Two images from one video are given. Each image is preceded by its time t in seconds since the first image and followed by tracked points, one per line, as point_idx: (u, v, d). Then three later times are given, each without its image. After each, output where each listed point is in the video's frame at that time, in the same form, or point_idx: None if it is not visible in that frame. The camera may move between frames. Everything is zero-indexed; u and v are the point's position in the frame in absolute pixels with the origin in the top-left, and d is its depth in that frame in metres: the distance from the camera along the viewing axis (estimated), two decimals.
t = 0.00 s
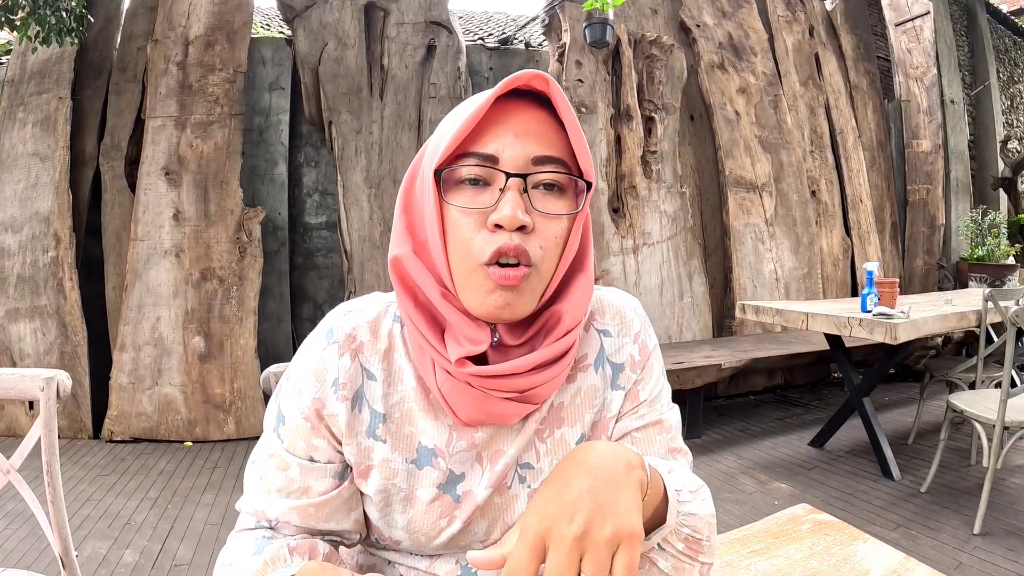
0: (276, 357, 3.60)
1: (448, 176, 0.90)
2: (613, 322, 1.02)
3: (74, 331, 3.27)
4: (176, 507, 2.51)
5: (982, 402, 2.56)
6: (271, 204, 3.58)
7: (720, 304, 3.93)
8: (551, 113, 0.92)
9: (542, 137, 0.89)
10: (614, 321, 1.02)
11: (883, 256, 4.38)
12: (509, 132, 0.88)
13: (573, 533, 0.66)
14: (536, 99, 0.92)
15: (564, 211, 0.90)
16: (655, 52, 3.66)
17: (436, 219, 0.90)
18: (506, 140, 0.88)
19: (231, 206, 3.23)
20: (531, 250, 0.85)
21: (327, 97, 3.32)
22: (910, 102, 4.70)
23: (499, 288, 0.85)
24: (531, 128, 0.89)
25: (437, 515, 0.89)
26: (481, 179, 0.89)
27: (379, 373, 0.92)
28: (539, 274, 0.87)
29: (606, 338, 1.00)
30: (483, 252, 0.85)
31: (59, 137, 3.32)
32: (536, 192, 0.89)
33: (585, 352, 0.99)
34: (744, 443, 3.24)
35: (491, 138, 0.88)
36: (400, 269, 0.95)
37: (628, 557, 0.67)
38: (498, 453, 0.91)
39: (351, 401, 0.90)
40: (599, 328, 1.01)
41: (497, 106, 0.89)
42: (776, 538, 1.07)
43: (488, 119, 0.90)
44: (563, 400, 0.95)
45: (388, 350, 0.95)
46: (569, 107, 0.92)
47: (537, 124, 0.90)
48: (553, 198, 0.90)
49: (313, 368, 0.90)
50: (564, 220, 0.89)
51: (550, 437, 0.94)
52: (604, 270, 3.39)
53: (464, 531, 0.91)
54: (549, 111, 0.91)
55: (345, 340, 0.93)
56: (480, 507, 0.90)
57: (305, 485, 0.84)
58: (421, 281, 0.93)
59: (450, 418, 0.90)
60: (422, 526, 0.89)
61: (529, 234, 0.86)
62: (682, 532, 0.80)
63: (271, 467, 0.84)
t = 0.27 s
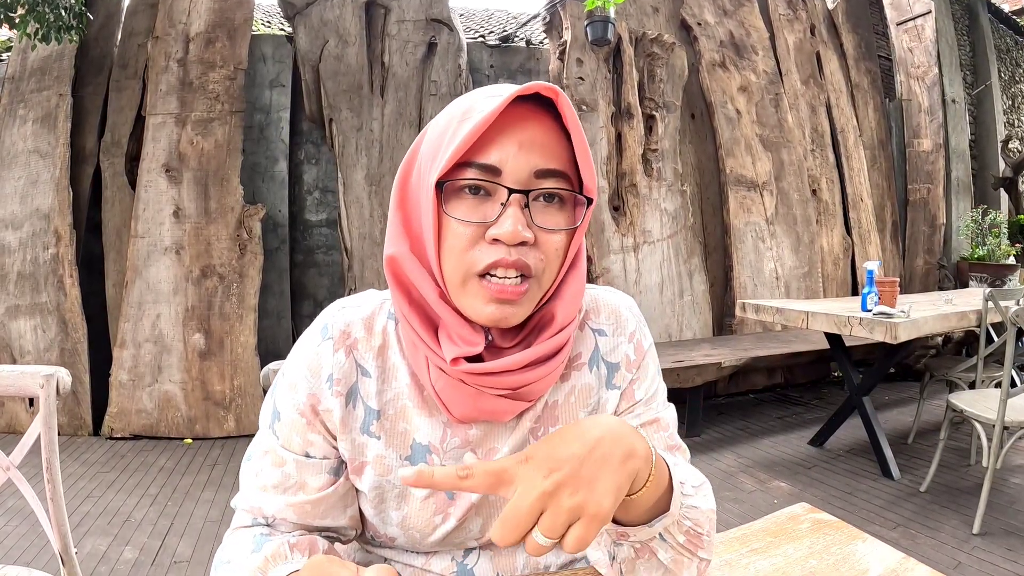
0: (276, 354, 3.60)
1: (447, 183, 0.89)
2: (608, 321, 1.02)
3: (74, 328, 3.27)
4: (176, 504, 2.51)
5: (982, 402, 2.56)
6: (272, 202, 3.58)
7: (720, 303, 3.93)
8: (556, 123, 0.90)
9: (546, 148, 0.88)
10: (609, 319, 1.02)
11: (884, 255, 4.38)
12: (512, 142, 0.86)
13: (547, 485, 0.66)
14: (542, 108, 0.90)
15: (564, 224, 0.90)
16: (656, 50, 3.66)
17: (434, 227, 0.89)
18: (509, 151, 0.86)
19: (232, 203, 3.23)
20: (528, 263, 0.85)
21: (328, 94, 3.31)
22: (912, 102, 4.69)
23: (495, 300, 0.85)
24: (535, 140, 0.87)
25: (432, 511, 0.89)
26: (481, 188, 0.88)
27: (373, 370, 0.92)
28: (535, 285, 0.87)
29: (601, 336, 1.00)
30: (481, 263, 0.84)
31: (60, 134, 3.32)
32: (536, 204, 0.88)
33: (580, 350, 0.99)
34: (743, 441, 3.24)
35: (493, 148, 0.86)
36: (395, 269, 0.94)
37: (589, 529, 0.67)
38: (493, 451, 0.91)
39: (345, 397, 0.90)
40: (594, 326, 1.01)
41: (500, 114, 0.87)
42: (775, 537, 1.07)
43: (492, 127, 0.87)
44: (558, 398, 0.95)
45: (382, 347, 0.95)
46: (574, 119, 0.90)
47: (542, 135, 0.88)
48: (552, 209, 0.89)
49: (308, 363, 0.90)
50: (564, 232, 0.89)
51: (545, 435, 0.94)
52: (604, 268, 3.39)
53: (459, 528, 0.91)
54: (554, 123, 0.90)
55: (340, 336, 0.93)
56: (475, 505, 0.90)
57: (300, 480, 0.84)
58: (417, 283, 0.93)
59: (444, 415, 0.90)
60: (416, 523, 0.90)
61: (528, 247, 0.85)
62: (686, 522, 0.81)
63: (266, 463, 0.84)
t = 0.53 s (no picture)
0: (277, 352, 3.60)
1: (443, 183, 0.88)
2: (611, 320, 1.02)
3: (74, 325, 3.27)
4: (177, 502, 2.51)
5: (982, 401, 2.56)
6: (272, 199, 3.58)
7: (721, 301, 3.93)
8: (550, 117, 0.89)
9: (542, 143, 0.87)
10: (612, 319, 1.02)
11: (884, 255, 4.38)
12: (506, 137, 0.86)
13: (672, 473, 0.66)
14: (535, 102, 0.89)
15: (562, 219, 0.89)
16: (657, 49, 3.65)
17: (431, 226, 0.88)
18: (503, 146, 0.85)
19: (232, 201, 3.23)
20: (528, 259, 0.84)
21: (329, 92, 3.31)
22: (912, 101, 4.69)
23: (495, 297, 0.85)
24: (530, 134, 0.87)
25: (434, 510, 0.90)
26: (477, 186, 0.87)
27: (375, 369, 0.92)
28: (534, 280, 0.86)
29: (603, 336, 1.00)
30: (480, 261, 0.84)
31: (60, 131, 3.32)
32: (533, 200, 0.88)
33: (583, 349, 0.99)
34: (744, 440, 3.24)
35: (488, 144, 0.86)
36: (396, 268, 0.94)
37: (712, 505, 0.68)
38: (495, 450, 0.91)
39: (347, 396, 0.89)
40: (597, 326, 1.01)
41: (493, 111, 0.87)
42: (777, 535, 1.07)
43: (485, 124, 0.87)
44: (560, 397, 0.95)
45: (384, 346, 0.94)
46: (568, 112, 0.90)
47: (537, 130, 0.87)
48: (550, 205, 0.89)
49: (309, 363, 0.90)
50: (563, 227, 0.88)
51: (547, 434, 0.94)
52: (605, 266, 3.39)
53: (461, 527, 0.91)
54: (548, 117, 0.89)
55: (342, 335, 0.93)
56: (478, 504, 0.90)
57: (302, 479, 0.84)
58: (417, 282, 0.93)
59: (446, 414, 0.90)
60: (418, 521, 0.90)
61: (526, 243, 0.85)
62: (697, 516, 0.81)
63: (268, 462, 0.84)
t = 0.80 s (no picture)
0: (278, 350, 3.60)
1: (444, 190, 0.88)
2: (615, 318, 1.02)
3: (75, 323, 3.27)
4: (178, 499, 2.52)
5: (983, 400, 2.56)
6: (274, 197, 3.58)
7: (721, 300, 3.94)
8: (550, 119, 0.88)
9: (542, 146, 0.86)
10: (616, 316, 1.02)
11: (885, 254, 4.38)
12: (505, 142, 0.85)
13: (634, 465, 0.65)
14: (535, 104, 0.88)
15: (564, 223, 0.88)
16: (659, 47, 3.65)
17: (432, 231, 0.88)
18: (502, 151, 0.85)
19: (234, 198, 3.23)
20: (528, 265, 0.84)
21: (330, 90, 3.31)
22: (913, 100, 4.69)
23: (496, 303, 0.85)
24: (530, 138, 0.86)
25: (439, 507, 0.90)
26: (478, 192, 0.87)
27: (380, 366, 0.92)
28: (536, 285, 0.86)
29: (608, 333, 1.00)
30: (481, 268, 0.84)
31: (61, 129, 3.32)
32: (534, 204, 0.87)
33: (587, 347, 0.99)
34: (744, 439, 3.25)
35: (486, 150, 0.85)
36: (400, 269, 0.94)
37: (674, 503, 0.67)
38: (500, 447, 0.91)
39: (353, 393, 0.89)
40: (602, 323, 1.01)
41: (491, 115, 0.86)
42: (779, 533, 1.06)
43: (484, 129, 0.86)
44: (564, 394, 0.95)
45: (388, 343, 0.94)
46: (569, 114, 0.88)
47: (537, 133, 0.86)
48: (551, 209, 0.88)
49: (315, 359, 0.90)
50: (564, 231, 0.88)
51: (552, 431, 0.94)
52: (605, 264, 3.39)
53: (465, 523, 0.92)
54: (548, 119, 0.88)
55: (347, 332, 0.93)
56: (482, 500, 0.90)
57: (308, 475, 0.84)
58: (421, 283, 0.93)
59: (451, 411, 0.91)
60: (422, 518, 0.90)
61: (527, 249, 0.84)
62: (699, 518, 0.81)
63: (274, 458, 0.84)
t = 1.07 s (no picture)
0: (278, 346, 3.60)
1: (436, 187, 0.87)
2: (615, 314, 1.02)
3: (75, 319, 3.27)
4: (177, 496, 2.52)
5: (983, 399, 2.55)
6: (274, 193, 3.58)
7: (722, 297, 3.93)
8: (544, 113, 0.86)
9: (536, 142, 0.85)
10: (616, 312, 1.02)
11: (885, 252, 4.37)
12: (498, 138, 0.83)
13: (696, 435, 0.68)
14: (529, 98, 0.86)
15: (559, 220, 0.87)
16: (660, 44, 3.64)
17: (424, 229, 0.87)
18: (495, 147, 0.83)
19: (234, 195, 3.22)
20: (523, 264, 0.83)
21: (330, 86, 3.30)
22: (915, 99, 4.68)
23: (491, 303, 0.84)
24: (524, 134, 0.84)
25: (439, 504, 0.90)
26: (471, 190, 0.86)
27: (376, 365, 0.92)
28: (531, 285, 0.85)
29: (609, 330, 1.00)
30: (475, 268, 0.83)
31: (61, 125, 3.31)
32: (528, 202, 0.86)
33: (588, 344, 0.98)
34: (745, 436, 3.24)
35: (479, 147, 0.84)
36: (395, 267, 0.93)
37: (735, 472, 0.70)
38: (499, 443, 0.91)
39: (348, 392, 0.89)
40: (601, 320, 1.01)
41: (484, 110, 0.84)
42: (781, 530, 0.95)
43: (477, 125, 0.84)
44: (565, 391, 0.95)
45: (384, 341, 0.94)
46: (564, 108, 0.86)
47: (531, 129, 0.84)
48: (546, 206, 0.87)
49: (310, 360, 0.89)
50: (560, 228, 0.86)
51: (552, 428, 0.94)
52: (606, 262, 3.39)
53: (465, 521, 0.92)
54: (541, 113, 0.86)
55: (342, 331, 0.92)
56: (482, 498, 0.90)
57: (307, 475, 0.84)
58: (415, 282, 0.92)
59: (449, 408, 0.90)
60: (423, 514, 0.90)
61: (521, 248, 0.83)
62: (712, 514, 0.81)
63: (275, 459, 0.84)
